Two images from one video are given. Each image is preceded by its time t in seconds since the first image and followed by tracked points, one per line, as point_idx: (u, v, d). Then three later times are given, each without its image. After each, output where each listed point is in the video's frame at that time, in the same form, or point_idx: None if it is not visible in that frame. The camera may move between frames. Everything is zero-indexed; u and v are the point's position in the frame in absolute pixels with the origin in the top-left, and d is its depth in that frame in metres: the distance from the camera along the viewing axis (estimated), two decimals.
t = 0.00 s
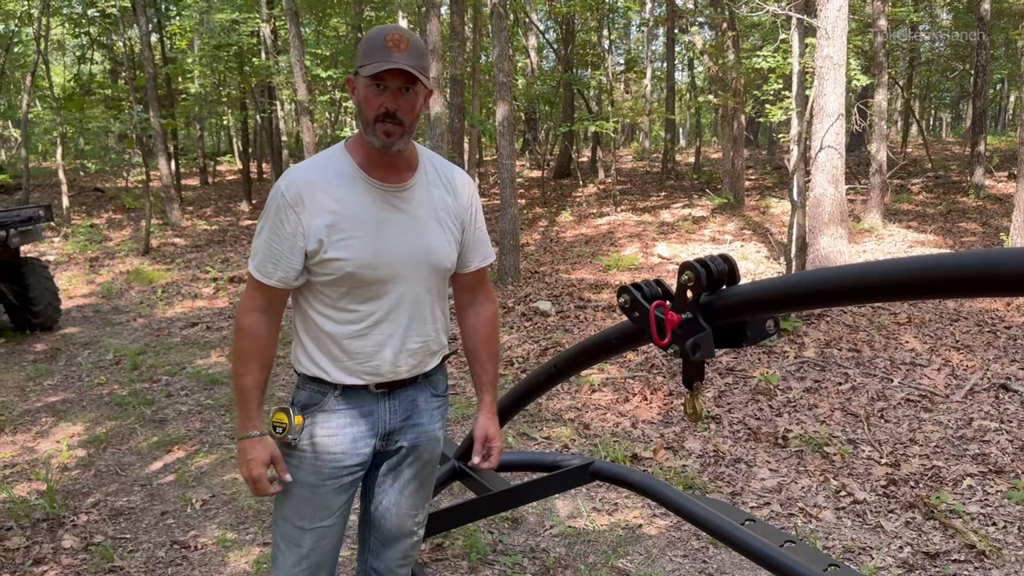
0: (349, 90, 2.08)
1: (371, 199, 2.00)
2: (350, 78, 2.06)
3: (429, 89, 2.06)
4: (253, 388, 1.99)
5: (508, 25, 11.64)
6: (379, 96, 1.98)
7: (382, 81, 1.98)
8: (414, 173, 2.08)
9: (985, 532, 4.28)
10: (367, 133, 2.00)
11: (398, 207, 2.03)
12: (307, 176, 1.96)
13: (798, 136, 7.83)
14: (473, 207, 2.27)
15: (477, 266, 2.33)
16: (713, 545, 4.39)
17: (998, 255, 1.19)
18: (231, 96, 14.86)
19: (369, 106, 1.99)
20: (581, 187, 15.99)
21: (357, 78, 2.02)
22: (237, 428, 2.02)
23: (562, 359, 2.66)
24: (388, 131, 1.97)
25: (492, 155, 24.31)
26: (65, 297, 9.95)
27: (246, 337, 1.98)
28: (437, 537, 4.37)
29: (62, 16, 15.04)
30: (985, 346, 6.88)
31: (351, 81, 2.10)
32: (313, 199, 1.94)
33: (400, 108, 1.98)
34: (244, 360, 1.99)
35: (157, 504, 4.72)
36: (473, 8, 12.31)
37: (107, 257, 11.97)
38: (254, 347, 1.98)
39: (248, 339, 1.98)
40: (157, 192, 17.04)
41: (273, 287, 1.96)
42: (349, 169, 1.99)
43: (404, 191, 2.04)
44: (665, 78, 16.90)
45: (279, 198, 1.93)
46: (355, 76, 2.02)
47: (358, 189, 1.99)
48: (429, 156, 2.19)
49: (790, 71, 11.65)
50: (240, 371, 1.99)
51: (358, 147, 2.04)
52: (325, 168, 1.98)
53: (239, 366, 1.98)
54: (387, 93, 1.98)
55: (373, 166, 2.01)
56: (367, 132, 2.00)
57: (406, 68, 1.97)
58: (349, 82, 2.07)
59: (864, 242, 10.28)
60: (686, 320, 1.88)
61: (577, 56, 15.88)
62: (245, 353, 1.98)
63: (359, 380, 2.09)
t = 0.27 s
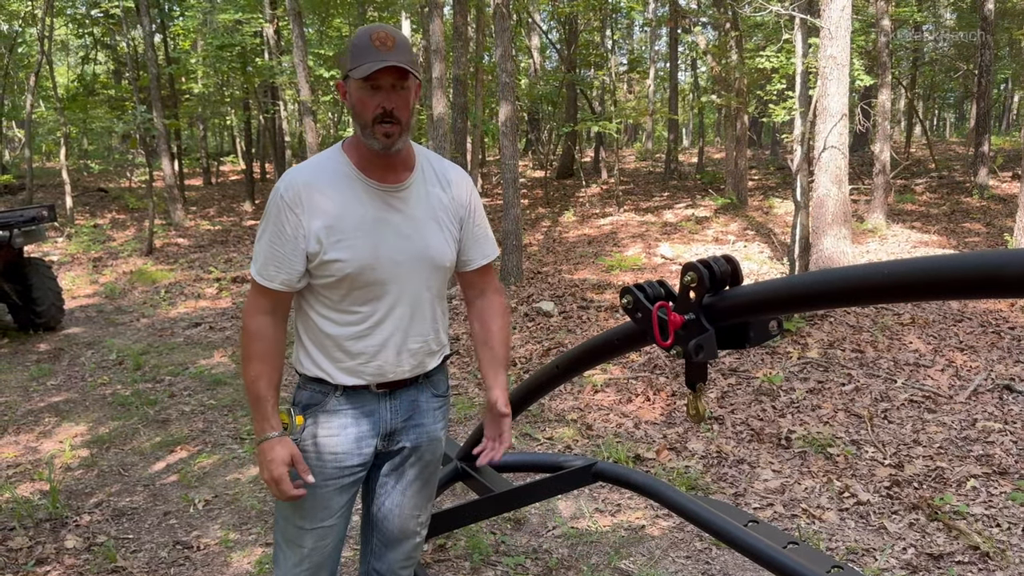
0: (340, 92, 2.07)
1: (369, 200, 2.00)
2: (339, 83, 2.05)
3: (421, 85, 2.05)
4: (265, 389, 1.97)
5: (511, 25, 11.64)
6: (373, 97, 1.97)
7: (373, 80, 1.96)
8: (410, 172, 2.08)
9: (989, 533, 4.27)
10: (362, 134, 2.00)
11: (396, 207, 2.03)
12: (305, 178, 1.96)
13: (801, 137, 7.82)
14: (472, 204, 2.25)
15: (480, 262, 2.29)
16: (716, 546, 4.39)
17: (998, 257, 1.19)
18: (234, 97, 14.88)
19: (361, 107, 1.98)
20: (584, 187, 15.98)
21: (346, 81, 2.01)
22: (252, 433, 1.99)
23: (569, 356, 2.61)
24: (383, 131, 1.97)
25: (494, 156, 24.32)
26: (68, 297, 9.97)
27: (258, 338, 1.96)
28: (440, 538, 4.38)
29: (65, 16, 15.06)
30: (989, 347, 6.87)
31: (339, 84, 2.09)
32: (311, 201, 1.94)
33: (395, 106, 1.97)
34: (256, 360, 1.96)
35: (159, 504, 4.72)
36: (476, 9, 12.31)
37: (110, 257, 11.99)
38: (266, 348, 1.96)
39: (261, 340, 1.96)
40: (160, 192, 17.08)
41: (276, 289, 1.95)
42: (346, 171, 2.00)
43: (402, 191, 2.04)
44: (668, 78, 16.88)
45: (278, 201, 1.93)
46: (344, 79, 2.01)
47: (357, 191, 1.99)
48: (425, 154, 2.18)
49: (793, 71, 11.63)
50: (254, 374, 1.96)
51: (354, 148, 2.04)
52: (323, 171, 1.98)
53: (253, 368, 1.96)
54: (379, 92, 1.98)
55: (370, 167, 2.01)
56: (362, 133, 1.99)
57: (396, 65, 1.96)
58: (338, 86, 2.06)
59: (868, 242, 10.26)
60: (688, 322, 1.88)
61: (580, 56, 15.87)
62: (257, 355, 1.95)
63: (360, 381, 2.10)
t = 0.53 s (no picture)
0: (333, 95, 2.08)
1: (371, 196, 2.00)
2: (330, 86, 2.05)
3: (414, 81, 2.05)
4: (264, 394, 2.00)
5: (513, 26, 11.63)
6: (366, 97, 1.98)
7: (365, 81, 1.96)
8: (409, 168, 2.09)
9: (991, 534, 4.26)
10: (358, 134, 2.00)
11: (397, 202, 2.03)
12: (306, 177, 1.97)
13: (804, 137, 7.81)
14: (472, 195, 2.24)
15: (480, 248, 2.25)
16: (718, 546, 4.39)
17: (1001, 256, 1.19)
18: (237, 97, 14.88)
19: (355, 109, 1.99)
20: (586, 187, 15.98)
21: (336, 83, 2.01)
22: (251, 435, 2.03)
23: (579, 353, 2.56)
24: (379, 130, 1.98)
25: (497, 155, 24.33)
26: (71, 297, 9.99)
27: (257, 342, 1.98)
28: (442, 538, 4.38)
29: (68, 16, 15.08)
30: (992, 347, 6.85)
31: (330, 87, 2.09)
32: (313, 199, 1.96)
33: (387, 105, 1.98)
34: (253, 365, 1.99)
35: (162, 504, 4.73)
36: (479, 9, 12.30)
37: (112, 256, 12.01)
38: (264, 353, 1.99)
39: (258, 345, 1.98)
40: (162, 192, 17.09)
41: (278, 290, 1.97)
42: (346, 169, 2.01)
43: (402, 186, 2.05)
44: (670, 78, 16.87)
45: (281, 201, 1.95)
46: (334, 83, 2.02)
47: (358, 187, 2.00)
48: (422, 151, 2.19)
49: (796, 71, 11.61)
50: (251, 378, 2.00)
51: (352, 147, 2.05)
52: (323, 169, 2.00)
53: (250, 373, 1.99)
54: (370, 92, 1.98)
55: (370, 165, 2.02)
56: (358, 132, 2.00)
57: (386, 64, 1.96)
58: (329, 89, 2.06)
59: (870, 242, 10.25)
60: (690, 322, 1.88)
61: (582, 56, 15.87)
62: (254, 359, 1.99)
63: (364, 378, 2.09)
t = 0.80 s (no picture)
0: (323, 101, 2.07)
1: (366, 197, 2.01)
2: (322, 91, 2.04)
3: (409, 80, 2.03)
4: (263, 398, 2.02)
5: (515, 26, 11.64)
6: (356, 101, 1.96)
7: (356, 87, 1.95)
8: (404, 166, 2.09)
9: (993, 535, 4.26)
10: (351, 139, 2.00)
11: (393, 201, 2.03)
12: (300, 182, 1.99)
13: (805, 137, 7.80)
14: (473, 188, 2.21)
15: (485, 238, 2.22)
16: (719, 546, 4.38)
17: (998, 257, 1.19)
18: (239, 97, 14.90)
19: (347, 114, 1.98)
20: (588, 188, 15.98)
21: (328, 88, 2.00)
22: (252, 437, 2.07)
23: (584, 349, 2.52)
24: (372, 132, 1.97)
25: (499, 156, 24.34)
26: (73, 297, 10.00)
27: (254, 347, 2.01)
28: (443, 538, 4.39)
29: (71, 17, 15.10)
30: (994, 348, 6.84)
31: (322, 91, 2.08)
32: (308, 203, 1.97)
33: (379, 108, 1.97)
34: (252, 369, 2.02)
35: (163, 504, 4.74)
36: (480, 9, 12.30)
37: (115, 256, 12.03)
38: (261, 357, 2.01)
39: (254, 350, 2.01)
40: (164, 192, 17.12)
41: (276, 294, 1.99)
42: (340, 170, 2.02)
43: (397, 185, 2.05)
44: (672, 79, 16.87)
45: (277, 207, 1.97)
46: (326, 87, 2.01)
47: (352, 189, 2.00)
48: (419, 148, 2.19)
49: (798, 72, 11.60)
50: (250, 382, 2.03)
51: (346, 148, 2.05)
52: (317, 173, 2.01)
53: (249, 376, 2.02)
54: (362, 97, 1.96)
55: (364, 166, 2.03)
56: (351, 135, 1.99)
57: (377, 69, 1.95)
58: (321, 94, 2.05)
59: (872, 243, 10.24)
60: (690, 322, 1.88)
61: (584, 57, 15.86)
62: (252, 363, 2.02)
63: (365, 378, 2.10)
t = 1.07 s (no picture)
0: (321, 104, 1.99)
1: (361, 200, 2.00)
2: (322, 93, 1.98)
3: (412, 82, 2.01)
4: (264, 400, 2.01)
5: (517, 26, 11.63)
6: (369, 104, 1.93)
7: (368, 90, 1.92)
8: (400, 167, 2.09)
9: (994, 535, 4.25)
10: (358, 143, 1.97)
11: (389, 203, 2.03)
12: (294, 186, 1.98)
13: (807, 137, 7.79)
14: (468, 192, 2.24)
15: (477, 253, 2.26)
16: (721, 546, 4.38)
17: (996, 256, 1.20)
18: (241, 97, 14.92)
19: (355, 118, 1.95)
20: (590, 188, 15.97)
21: (334, 91, 1.95)
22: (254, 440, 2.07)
23: (585, 350, 2.52)
24: (378, 135, 1.96)
25: (502, 156, 24.33)
26: (76, 297, 10.02)
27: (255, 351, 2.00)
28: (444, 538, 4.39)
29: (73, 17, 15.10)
30: (996, 348, 6.83)
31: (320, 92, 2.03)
32: (303, 206, 1.96)
33: (388, 111, 1.95)
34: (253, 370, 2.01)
35: (165, 503, 4.75)
36: (482, 9, 12.29)
37: (117, 256, 12.05)
38: (263, 361, 2.01)
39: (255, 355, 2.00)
40: (167, 192, 17.15)
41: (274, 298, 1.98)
42: (335, 174, 2.01)
43: (393, 186, 2.05)
44: (674, 79, 16.84)
45: (272, 211, 1.96)
46: (330, 90, 1.96)
47: (348, 192, 2.00)
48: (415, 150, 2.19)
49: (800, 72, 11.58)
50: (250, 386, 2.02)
51: (342, 151, 2.03)
52: (312, 176, 2.00)
53: (249, 380, 2.01)
54: (372, 102, 1.93)
55: (361, 168, 2.02)
56: (355, 139, 1.97)
57: (391, 73, 1.92)
58: (321, 95, 1.99)
59: (874, 243, 10.22)
60: (691, 322, 1.88)
61: (586, 56, 15.85)
62: (253, 367, 2.01)
63: (365, 380, 2.10)
